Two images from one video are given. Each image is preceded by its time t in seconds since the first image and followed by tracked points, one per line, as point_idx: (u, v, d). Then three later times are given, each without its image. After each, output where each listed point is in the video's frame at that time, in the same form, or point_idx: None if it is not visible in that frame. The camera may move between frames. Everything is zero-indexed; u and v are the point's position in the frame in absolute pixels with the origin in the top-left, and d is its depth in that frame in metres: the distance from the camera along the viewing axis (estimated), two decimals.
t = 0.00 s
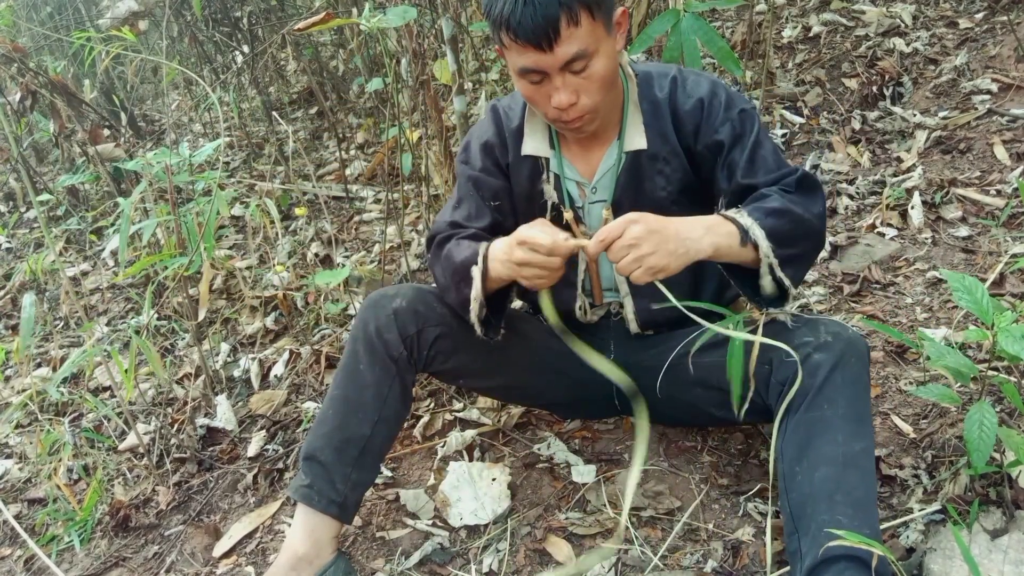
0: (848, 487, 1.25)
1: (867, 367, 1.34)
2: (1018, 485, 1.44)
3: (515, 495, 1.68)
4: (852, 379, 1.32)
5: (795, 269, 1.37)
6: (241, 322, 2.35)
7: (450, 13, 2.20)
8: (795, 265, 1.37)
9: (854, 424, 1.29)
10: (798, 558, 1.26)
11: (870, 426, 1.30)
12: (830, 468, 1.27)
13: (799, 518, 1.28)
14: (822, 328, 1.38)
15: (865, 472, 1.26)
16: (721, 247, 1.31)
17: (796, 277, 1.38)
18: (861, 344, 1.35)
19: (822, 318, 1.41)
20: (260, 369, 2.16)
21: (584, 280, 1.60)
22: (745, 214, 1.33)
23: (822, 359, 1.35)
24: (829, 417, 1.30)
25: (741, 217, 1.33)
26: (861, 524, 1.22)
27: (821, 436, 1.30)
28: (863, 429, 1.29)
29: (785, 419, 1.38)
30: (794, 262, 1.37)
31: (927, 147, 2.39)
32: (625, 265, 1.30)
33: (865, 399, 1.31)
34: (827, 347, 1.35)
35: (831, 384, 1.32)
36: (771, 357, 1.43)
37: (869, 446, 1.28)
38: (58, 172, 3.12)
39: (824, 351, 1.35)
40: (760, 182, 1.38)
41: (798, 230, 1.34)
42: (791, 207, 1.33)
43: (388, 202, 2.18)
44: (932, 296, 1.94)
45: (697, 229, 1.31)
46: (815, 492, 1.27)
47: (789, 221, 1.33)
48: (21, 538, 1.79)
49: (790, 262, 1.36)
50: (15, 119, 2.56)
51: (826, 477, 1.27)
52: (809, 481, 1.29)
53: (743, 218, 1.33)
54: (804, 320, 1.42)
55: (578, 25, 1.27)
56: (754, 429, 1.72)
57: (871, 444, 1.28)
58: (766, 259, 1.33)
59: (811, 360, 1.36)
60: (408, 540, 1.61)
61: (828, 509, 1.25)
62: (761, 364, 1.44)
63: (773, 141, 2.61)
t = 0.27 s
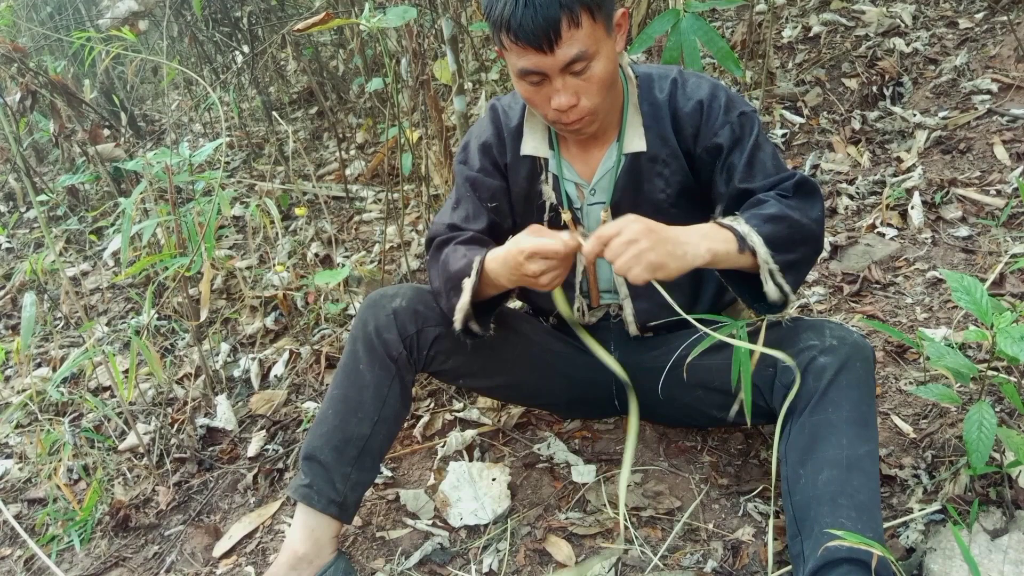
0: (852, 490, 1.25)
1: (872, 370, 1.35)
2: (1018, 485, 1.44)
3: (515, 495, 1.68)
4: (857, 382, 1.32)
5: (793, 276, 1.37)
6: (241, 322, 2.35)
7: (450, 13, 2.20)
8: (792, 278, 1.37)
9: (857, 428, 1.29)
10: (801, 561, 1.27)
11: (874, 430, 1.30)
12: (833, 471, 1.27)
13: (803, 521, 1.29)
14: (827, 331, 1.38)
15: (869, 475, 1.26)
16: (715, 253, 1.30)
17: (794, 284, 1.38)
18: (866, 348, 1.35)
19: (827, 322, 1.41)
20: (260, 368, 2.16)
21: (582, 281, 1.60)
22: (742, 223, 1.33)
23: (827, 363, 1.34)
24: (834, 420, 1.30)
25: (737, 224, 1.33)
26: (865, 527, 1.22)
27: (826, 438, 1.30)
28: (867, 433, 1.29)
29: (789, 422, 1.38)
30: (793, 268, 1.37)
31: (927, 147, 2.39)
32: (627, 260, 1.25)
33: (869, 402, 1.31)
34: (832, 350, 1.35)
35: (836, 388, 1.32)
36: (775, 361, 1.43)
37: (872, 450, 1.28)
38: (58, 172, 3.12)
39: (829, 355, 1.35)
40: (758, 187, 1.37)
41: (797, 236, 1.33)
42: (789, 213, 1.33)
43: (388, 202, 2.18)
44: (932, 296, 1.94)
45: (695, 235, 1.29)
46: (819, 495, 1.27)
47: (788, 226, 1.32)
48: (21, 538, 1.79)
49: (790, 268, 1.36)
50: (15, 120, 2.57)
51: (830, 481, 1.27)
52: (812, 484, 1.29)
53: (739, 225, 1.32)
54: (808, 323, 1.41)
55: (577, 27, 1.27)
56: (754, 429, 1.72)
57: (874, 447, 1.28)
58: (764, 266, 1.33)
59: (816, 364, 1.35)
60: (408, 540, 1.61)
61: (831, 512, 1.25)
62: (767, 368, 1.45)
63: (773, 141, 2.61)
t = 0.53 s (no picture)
0: (854, 490, 1.25)
1: (875, 371, 1.35)
2: (1017, 485, 1.44)
3: (514, 495, 1.68)
4: (859, 383, 1.32)
5: (786, 263, 1.37)
6: (241, 322, 2.35)
7: (450, 13, 2.20)
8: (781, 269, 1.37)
9: (860, 428, 1.29)
10: (802, 561, 1.27)
11: (876, 430, 1.30)
12: (835, 471, 1.27)
13: (804, 521, 1.28)
14: (830, 331, 1.38)
15: (871, 476, 1.26)
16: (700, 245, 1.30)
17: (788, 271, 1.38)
18: (868, 348, 1.36)
19: (830, 322, 1.40)
20: (260, 368, 2.16)
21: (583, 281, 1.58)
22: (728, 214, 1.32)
23: (829, 363, 1.34)
24: (836, 420, 1.30)
25: (722, 216, 1.32)
26: (866, 528, 1.22)
27: (828, 439, 1.30)
28: (869, 433, 1.29)
29: (792, 422, 1.38)
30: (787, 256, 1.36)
31: (927, 147, 2.39)
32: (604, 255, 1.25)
33: (872, 403, 1.32)
34: (835, 351, 1.35)
35: (838, 389, 1.32)
36: (779, 360, 1.42)
37: (874, 450, 1.28)
38: (58, 172, 3.13)
39: (832, 355, 1.35)
40: (753, 177, 1.37)
41: (789, 225, 1.33)
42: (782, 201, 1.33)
43: (389, 202, 2.18)
44: (932, 296, 1.94)
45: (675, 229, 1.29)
46: (821, 495, 1.27)
47: (779, 215, 1.32)
48: (21, 538, 1.79)
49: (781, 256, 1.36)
50: (15, 120, 2.57)
51: (832, 481, 1.27)
52: (814, 484, 1.28)
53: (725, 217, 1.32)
54: (810, 322, 1.42)
55: (580, 30, 1.27)
56: (754, 430, 1.72)
57: (876, 448, 1.29)
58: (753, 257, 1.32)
59: (818, 364, 1.36)
60: (408, 540, 1.60)
61: (833, 511, 1.24)
62: (769, 366, 1.44)
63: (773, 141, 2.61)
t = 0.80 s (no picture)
0: (861, 487, 1.24)
1: (881, 369, 1.34)
2: (1018, 485, 1.44)
3: (514, 495, 1.68)
4: (866, 379, 1.31)
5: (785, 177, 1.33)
6: (241, 322, 2.35)
7: (450, 13, 2.20)
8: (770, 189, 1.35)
9: (867, 425, 1.29)
10: (808, 556, 1.27)
11: (883, 428, 1.29)
12: (842, 467, 1.27)
13: (810, 516, 1.28)
14: (836, 328, 1.38)
15: (878, 474, 1.25)
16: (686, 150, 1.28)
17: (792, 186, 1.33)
18: (876, 345, 1.35)
19: (836, 319, 1.40)
20: (260, 369, 2.15)
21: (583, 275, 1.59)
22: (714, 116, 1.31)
23: (837, 360, 1.34)
24: (843, 417, 1.30)
25: (712, 115, 1.31)
26: (873, 525, 1.21)
27: (835, 435, 1.29)
28: (877, 430, 1.28)
29: (798, 418, 1.38)
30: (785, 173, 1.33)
31: (927, 147, 2.39)
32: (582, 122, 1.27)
33: (879, 400, 1.31)
34: (843, 347, 1.34)
35: (846, 385, 1.32)
36: (785, 357, 1.42)
37: (881, 448, 1.27)
38: (58, 172, 3.13)
39: (839, 351, 1.34)
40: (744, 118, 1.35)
41: (781, 142, 1.30)
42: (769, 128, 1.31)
43: (389, 203, 2.19)
44: (932, 296, 1.94)
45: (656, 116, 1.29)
46: (828, 490, 1.27)
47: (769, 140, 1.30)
48: (21, 538, 1.79)
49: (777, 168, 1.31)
50: (15, 120, 2.57)
51: (838, 477, 1.26)
52: (820, 479, 1.29)
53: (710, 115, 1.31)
54: (817, 319, 1.42)
55: (589, 37, 1.27)
56: (754, 429, 1.72)
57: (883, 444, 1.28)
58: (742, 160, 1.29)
59: (826, 360, 1.35)
60: (408, 540, 1.60)
61: (840, 507, 1.24)
62: (775, 363, 1.44)
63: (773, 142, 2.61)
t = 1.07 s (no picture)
0: (878, 477, 1.24)
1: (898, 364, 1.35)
2: (1018, 485, 1.43)
3: (514, 495, 1.68)
4: (885, 373, 1.32)
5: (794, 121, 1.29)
6: (241, 322, 2.35)
7: (451, 13, 2.20)
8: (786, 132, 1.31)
9: (885, 417, 1.29)
10: (819, 542, 1.27)
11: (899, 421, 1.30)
12: (859, 457, 1.27)
13: (823, 504, 1.29)
14: (854, 323, 1.39)
15: (895, 465, 1.26)
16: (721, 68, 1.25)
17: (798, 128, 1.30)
18: (893, 340, 1.36)
19: (854, 314, 1.41)
20: (260, 369, 2.15)
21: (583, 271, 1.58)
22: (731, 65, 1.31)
23: (856, 352, 1.34)
24: (862, 408, 1.30)
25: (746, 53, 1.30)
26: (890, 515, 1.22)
27: (853, 426, 1.30)
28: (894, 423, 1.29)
29: (814, 408, 1.38)
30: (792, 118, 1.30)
31: (927, 147, 2.39)
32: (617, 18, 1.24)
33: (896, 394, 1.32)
34: (863, 340, 1.35)
35: (866, 377, 1.32)
36: (803, 349, 1.43)
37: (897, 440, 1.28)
38: (58, 172, 3.13)
39: (859, 344, 1.35)
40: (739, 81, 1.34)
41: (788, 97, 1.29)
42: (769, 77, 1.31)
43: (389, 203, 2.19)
44: (932, 296, 1.94)
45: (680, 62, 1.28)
46: (844, 479, 1.27)
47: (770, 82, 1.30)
48: (21, 538, 1.79)
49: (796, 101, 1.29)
50: (15, 120, 2.57)
51: (855, 467, 1.26)
52: (836, 468, 1.29)
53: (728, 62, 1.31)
54: (832, 313, 1.43)
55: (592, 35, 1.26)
56: (754, 429, 1.72)
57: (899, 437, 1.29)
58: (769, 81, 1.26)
59: (845, 353, 1.35)
60: (408, 540, 1.61)
61: (857, 496, 1.24)
62: (793, 356, 1.44)
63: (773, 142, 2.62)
